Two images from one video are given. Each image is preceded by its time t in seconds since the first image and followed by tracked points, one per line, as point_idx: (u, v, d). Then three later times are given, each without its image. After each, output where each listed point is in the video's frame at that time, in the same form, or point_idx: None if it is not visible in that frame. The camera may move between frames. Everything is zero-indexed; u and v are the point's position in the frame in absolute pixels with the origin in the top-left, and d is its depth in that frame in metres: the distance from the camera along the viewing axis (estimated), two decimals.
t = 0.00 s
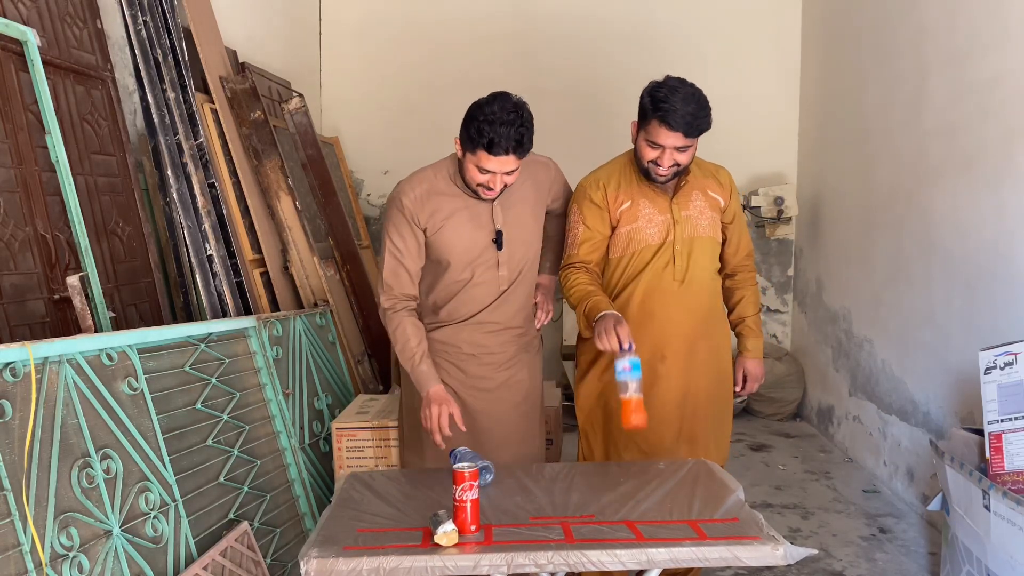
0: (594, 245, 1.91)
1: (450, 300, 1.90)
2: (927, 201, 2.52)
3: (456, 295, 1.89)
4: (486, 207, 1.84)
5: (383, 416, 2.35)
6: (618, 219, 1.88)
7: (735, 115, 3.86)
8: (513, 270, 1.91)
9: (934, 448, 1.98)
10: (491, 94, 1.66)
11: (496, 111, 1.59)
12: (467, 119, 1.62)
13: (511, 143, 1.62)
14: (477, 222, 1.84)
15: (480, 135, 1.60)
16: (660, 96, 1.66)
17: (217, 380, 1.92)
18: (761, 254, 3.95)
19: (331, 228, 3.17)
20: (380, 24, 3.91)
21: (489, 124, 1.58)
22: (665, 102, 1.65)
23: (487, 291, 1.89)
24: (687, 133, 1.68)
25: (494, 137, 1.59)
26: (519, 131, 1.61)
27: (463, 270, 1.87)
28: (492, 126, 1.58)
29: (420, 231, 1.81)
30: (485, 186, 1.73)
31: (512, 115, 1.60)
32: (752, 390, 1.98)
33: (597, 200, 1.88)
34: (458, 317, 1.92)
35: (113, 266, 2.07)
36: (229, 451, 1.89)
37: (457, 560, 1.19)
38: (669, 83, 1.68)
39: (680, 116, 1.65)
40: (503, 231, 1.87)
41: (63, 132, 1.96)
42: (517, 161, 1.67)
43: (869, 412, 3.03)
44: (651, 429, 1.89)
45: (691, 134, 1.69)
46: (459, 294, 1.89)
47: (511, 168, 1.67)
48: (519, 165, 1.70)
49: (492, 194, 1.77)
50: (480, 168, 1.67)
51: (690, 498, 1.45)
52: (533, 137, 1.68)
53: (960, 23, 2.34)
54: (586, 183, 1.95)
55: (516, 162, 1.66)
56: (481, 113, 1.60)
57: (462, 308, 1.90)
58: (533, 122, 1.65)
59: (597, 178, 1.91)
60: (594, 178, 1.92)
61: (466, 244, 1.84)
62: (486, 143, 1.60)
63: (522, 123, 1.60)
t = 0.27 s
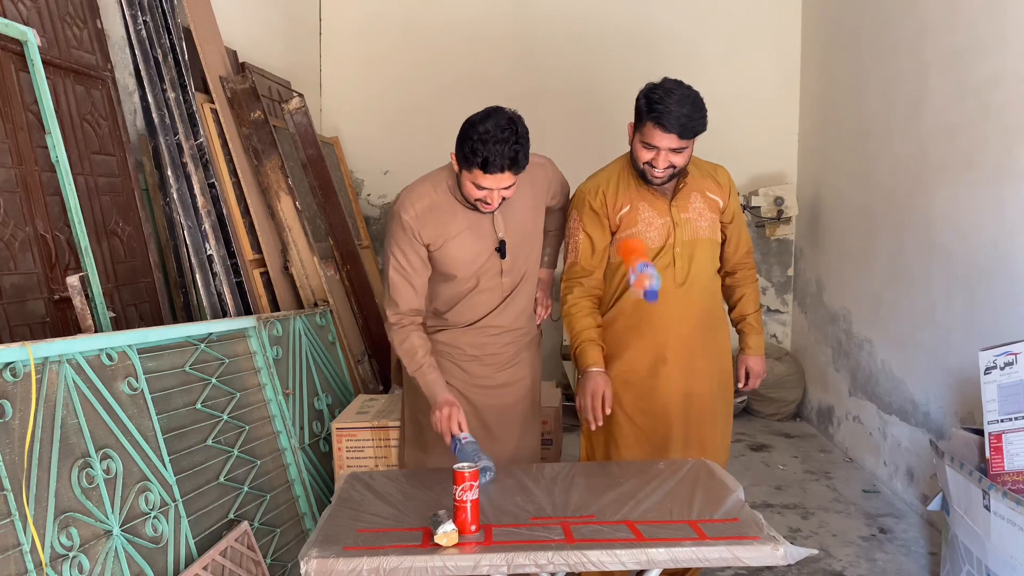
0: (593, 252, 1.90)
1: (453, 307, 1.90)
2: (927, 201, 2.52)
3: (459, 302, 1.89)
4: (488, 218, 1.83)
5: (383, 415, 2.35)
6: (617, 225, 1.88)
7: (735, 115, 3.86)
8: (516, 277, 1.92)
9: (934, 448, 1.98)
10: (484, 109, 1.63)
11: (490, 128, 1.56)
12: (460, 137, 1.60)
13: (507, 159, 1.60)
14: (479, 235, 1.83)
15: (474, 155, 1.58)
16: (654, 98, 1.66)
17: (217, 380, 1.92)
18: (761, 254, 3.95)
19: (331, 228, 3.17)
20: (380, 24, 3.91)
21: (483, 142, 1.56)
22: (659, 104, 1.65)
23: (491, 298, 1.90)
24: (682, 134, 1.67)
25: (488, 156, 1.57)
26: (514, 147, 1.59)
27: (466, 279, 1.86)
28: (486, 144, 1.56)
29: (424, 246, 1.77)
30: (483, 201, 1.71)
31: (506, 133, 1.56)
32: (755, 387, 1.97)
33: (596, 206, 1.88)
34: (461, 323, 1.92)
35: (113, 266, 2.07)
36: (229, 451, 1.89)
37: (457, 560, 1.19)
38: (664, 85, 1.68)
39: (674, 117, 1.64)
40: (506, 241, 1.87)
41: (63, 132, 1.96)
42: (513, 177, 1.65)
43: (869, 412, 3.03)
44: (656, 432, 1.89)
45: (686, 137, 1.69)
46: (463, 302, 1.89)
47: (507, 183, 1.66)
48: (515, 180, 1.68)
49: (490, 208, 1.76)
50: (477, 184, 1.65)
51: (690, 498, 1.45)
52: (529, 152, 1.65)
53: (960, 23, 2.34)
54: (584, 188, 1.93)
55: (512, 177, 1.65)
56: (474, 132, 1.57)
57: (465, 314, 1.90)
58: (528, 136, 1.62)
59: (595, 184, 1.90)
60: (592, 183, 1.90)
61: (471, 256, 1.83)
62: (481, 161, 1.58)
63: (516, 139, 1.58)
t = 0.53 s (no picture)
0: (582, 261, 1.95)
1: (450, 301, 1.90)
2: (927, 202, 2.52)
3: (455, 296, 1.89)
4: (485, 208, 1.84)
5: (383, 415, 2.35)
6: (610, 230, 1.88)
7: (735, 115, 3.86)
8: (512, 272, 1.91)
9: (934, 448, 1.98)
10: (482, 96, 1.68)
11: (484, 108, 1.60)
12: (458, 121, 1.64)
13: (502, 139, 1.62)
14: (474, 226, 1.83)
15: (471, 134, 1.61)
16: (640, 121, 1.66)
17: (217, 380, 1.92)
18: (761, 254, 3.95)
19: (331, 228, 3.17)
20: (380, 24, 3.91)
21: (478, 120, 1.59)
22: (645, 127, 1.65)
23: (488, 293, 1.90)
24: (669, 156, 1.67)
25: (483, 133, 1.59)
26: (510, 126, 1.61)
27: (461, 272, 1.86)
28: (480, 122, 1.59)
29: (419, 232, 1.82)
30: (482, 186, 1.72)
31: (500, 110, 1.60)
32: (754, 382, 2.00)
33: (587, 213, 1.89)
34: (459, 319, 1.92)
35: (113, 266, 2.07)
36: (229, 451, 1.89)
37: (458, 560, 1.19)
38: (654, 103, 1.67)
39: (660, 140, 1.64)
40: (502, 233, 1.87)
41: (63, 132, 1.96)
42: (511, 158, 1.67)
43: (869, 412, 3.03)
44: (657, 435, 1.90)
45: (673, 157, 1.68)
46: (458, 295, 1.89)
47: (504, 164, 1.66)
48: (513, 162, 1.69)
49: (490, 194, 1.76)
50: (475, 167, 1.67)
51: (690, 498, 1.45)
52: (526, 133, 1.67)
53: (960, 23, 2.34)
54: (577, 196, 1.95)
55: (509, 158, 1.66)
56: (470, 112, 1.62)
57: (462, 309, 1.91)
58: (525, 117, 1.65)
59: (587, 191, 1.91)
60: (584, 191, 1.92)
61: (465, 246, 1.83)
62: (477, 140, 1.61)
63: (511, 117, 1.60)
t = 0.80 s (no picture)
0: (583, 277, 1.93)
1: (451, 300, 1.92)
2: (927, 202, 2.53)
3: (454, 294, 1.91)
4: (482, 207, 1.84)
5: (383, 415, 2.35)
6: (603, 246, 1.89)
7: (735, 115, 3.86)
8: (512, 271, 1.91)
9: (934, 448, 1.98)
10: (474, 95, 1.68)
11: (476, 106, 1.61)
12: (450, 119, 1.65)
13: (495, 137, 1.62)
14: (472, 225, 1.84)
15: (463, 133, 1.62)
16: (614, 139, 1.67)
17: (217, 380, 1.92)
18: (761, 254, 3.95)
19: (331, 228, 3.17)
20: (380, 23, 3.91)
21: (470, 118, 1.60)
22: (619, 144, 1.66)
23: (487, 292, 1.90)
24: (644, 171, 1.69)
25: (475, 132, 1.60)
26: (502, 124, 1.61)
27: (461, 271, 1.88)
28: (472, 120, 1.59)
29: (417, 231, 1.84)
30: (476, 184, 1.73)
31: (492, 108, 1.60)
32: (769, 375, 1.99)
33: (578, 231, 1.91)
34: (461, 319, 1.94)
35: (113, 266, 2.07)
36: (229, 451, 1.89)
37: (458, 560, 1.19)
38: (626, 121, 1.68)
39: (635, 156, 1.66)
40: (501, 232, 1.86)
41: (63, 132, 1.96)
42: (505, 156, 1.67)
43: (869, 412, 3.03)
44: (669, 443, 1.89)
45: (649, 171, 1.69)
46: (458, 294, 1.90)
47: (498, 162, 1.67)
48: (507, 160, 1.69)
49: (484, 192, 1.77)
50: (468, 165, 1.68)
51: (690, 498, 1.45)
52: (519, 131, 1.67)
53: (960, 23, 2.35)
54: (569, 214, 1.97)
55: (502, 156, 1.66)
56: (463, 110, 1.62)
57: (461, 308, 1.92)
58: (517, 115, 1.66)
59: (578, 209, 1.93)
60: (575, 209, 1.94)
61: (463, 245, 1.85)
62: (469, 138, 1.61)
63: (502, 115, 1.61)
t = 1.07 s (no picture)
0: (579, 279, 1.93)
1: (450, 303, 1.92)
2: (927, 202, 2.53)
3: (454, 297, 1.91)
4: (482, 211, 1.85)
5: (383, 415, 2.35)
6: (600, 246, 1.90)
7: (735, 115, 3.86)
8: (512, 273, 1.91)
9: (934, 448, 1.98)
10: (473, 101, 1.68)
11: (475, 114, 1.61)
12: (449, 126, 1.64)
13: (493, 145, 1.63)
14: (472, 228, 1.85)
15: (461, 140, 1.62)
16: (602, 133, 1.69)
17: (217, 380, 1.92)
18: (761, 254, 3.96)
19: (331, 228, 3.17)
20: (380, 23, 3.91)
21: (469, 126, 1.60)
22: (607, 138, 1.67)
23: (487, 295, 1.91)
24: (632, 164, 1.70)
25: (474, 140, 1.60)
26: (500, 132, 1.62)
27: (461, 274, 1.88)
28: (471, 128, 1.59)
29: (417, 237, 1.84)
30: (474, 190, 1.73)
31: (491, 116, 1.60)
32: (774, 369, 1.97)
33: (574, 233, 1.92)
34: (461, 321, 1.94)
35: (113, 266, 2.07)
36: (229, 451, 1.89)
37: (458, 560, 1.19)
38: (612, 116, 1.70)
39: (623, 150, 1.67)
40: (501, 236, 1.87)
41: (63, 132, 1.96)
42: (503, 163, 1.67)
43: (869, 412, 3.02)
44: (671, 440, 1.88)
45: (638, 164, 1.71)
46: (458, 297, 1.90)
47: (496, 169, 1.67)
48: (505, 167, 1.69)
49: (482, 199, 1.77)
50: (466, 172, 1.68)
51: (690, 498, 1.45)
52: (517, 138, 1.67)
53: (960, 23, 2.35)
54: (563, 220, 1.98)
55: (501, 163, 1.66)
56: (461, 117, 1.62)
57: (462, 311, 1.92)
58: (515, 122, 1.66)
59: (573, 214, 1.94)
60: (570, 214, 1.95)
61: (463, 249, 1.85)
62: (467, 146, 1.61)
63: (501, 122, 1.61)
